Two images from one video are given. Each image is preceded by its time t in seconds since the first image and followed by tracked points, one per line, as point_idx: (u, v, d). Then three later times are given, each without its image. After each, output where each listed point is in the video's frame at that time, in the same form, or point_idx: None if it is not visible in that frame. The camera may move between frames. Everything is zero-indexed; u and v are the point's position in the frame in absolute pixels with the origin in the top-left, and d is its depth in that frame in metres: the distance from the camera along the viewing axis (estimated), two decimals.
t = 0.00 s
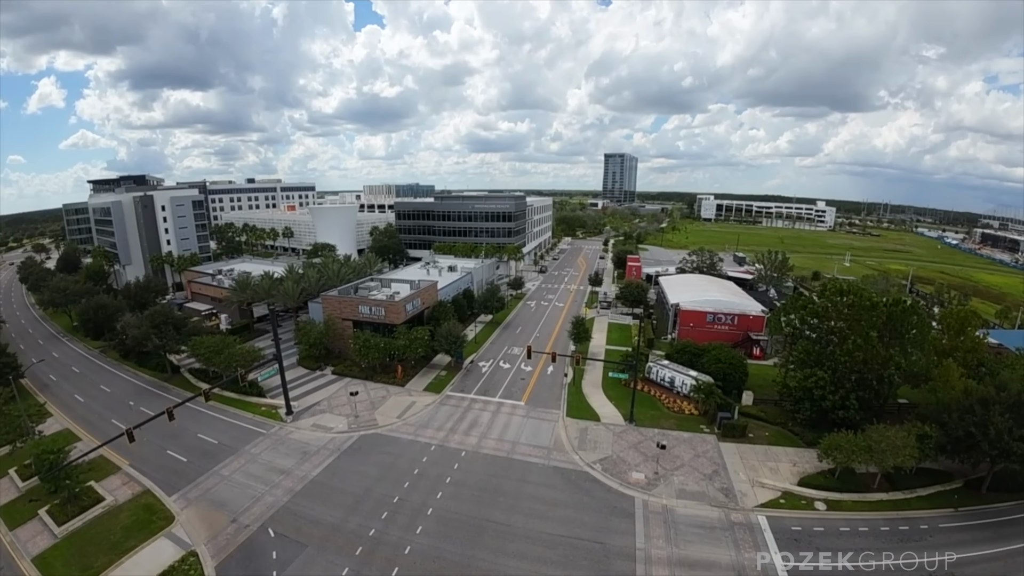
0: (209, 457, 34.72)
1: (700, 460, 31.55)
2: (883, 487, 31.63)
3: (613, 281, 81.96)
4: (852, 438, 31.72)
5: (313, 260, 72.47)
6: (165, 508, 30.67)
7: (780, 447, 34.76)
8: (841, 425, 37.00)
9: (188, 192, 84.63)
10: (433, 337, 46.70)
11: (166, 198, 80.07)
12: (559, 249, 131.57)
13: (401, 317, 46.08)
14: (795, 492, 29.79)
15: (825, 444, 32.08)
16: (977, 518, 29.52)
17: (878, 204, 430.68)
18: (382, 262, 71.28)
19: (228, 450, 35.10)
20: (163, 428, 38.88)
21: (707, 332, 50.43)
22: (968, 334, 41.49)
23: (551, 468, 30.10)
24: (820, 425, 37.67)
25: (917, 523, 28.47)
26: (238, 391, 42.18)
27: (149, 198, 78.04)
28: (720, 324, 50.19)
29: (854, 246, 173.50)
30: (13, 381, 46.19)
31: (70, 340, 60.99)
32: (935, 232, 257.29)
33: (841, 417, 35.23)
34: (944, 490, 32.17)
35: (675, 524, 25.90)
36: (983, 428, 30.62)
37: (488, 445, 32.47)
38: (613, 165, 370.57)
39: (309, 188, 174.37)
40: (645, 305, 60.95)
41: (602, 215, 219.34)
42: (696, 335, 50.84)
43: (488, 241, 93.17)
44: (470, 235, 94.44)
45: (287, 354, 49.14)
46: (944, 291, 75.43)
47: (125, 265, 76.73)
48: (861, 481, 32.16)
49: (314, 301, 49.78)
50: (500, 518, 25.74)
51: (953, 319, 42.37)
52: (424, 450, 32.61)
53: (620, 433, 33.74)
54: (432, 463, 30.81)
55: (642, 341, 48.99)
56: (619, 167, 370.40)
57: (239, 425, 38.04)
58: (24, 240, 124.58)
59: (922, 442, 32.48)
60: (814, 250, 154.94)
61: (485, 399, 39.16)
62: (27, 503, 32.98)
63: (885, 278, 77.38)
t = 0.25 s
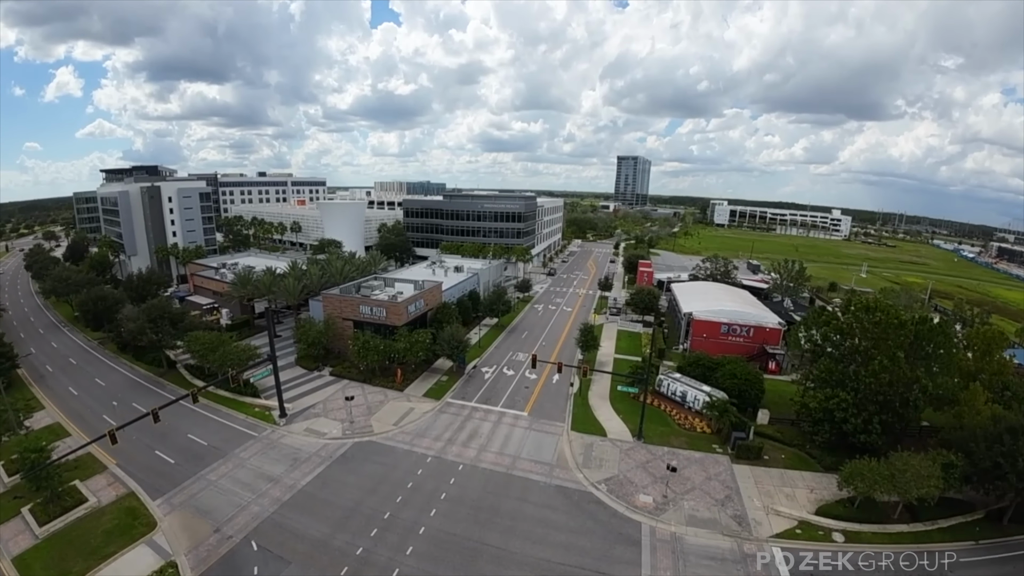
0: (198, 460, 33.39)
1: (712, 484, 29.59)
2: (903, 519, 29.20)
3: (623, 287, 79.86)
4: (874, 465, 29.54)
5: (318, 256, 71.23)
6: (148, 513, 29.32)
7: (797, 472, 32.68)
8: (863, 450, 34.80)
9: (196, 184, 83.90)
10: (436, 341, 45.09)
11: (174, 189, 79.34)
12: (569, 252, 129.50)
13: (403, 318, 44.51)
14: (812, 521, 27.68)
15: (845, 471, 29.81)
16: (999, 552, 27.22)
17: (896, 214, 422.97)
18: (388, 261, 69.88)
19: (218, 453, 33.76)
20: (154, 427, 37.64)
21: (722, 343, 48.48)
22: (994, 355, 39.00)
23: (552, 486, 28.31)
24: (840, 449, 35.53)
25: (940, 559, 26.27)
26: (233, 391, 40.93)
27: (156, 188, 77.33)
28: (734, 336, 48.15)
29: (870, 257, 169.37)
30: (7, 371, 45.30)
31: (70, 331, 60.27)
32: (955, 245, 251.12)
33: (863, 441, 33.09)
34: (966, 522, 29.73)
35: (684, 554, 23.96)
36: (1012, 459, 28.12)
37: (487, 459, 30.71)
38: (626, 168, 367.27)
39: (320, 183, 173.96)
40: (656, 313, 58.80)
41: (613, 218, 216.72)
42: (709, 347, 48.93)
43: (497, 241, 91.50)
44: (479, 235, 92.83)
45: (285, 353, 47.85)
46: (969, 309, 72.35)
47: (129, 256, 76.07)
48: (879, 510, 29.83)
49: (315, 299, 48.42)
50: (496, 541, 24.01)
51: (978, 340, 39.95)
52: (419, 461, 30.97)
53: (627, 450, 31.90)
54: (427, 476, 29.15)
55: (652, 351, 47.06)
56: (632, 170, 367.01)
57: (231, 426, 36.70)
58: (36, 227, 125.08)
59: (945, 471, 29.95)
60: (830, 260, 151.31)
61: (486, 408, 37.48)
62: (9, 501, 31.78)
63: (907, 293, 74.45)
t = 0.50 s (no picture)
0: (186, 461, 32.08)
1: (724, 511, 27.60)
2: (926, 553, 26.75)
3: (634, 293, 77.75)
4: (897, 495, 27.12)
5: (324, 251, 70.08)
6: (130, 516, 27.94)
7: (815, 499, 30.58)
8: (885, 479, 32.56)
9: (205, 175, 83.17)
10: (438, 344, 43.49)
11: (182, 180, 78.59)
12: (579, 255, 127.46)
13: (405, 320, 42.93)
14: (830, 555, 25.51)
15: (867, 503, 27.41)
16: None
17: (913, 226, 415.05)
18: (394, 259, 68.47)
19: (206, 455, 32.45)
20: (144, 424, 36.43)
21: (736, 357, 46.45)
22: None
23: (553, 507, 26.53)
24: (860, 476, 33.40)
25: None
26: (227, 390, 39.65)
27: (164, 179, 76.59)
28: (750, 349, 46.06)
29: (887, 269, 165.17)
30: (3, 360, 44.50)
31: (71, 320, 59.64)
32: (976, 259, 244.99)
33: (885, 469, 30.88)
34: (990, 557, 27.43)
35: None
36: None
37: (485, 474, 29.01)
38: (640, 171, 363.83)
39: (332, 177, 173.51)
40: (668, 321, 56.69)
41: (625, 220, 214.15)
42: (723, 359, 46.93)
43: (506, 242, 89.78)
44: (488, 235, 91.26)
45: (284, 352, 46.59)
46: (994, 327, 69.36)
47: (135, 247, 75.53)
48: (900, 542, 27.40)
49: (316, 297, 47.04)
50: (489, 567, 22.23)
51: (1007, 362, 37.54)
52: (413, 473, 29.31)
53: (634, 471, 30.01)
54: (421, 491, 27.51)
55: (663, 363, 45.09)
56: (645, 173, 363.47)
57: (223, 427, 35.39)
58: (49, 214, 125.68)
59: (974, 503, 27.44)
60: (847, 271, 147.65)
61: (487, 418, 35.77)
62: None
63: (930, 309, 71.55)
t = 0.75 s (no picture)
0: (174, 465, 30.71)
1: (739, 539, 25.58)
2: None
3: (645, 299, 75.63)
4: (921, 526, 24.04)
5: (329, 248, 68.81)
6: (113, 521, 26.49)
7: (836, 527, 28.46)
8: (909, 508, 30.32)
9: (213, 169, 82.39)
10: (440, 348, 41.86)
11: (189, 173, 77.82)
12: (589, 257, 125.36)
13: (407, 322, 41.35)
14: None
15: (893, 535, 24.33)
16: None
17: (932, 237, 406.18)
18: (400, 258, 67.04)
19: (195, 459, 31.08)
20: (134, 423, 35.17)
21: (751, 370, 44.29)
22: None
23: (555, 529, 24.72)
24: (881, 502, 31.22)
25: None
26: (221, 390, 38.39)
27: (172, 171, 75.81)
28: (767, 363, 43.84)
29: (904, 280, 160.90)
30: None
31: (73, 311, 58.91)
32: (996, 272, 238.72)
33: (909, 498, 28.77)
34: None
35: None
36: None
37: (485, 491, 27.29)
38: (653, 174, 360.14)
39: (343, 173, 172.91)
40: (680, 330, 54.55)
41: (637, 223, 211.40)
42: (738, 372, 44.82)
43: (515, 243, 88.02)
44: (497, 235, 89.58)
45: (283, 351, 45.35)
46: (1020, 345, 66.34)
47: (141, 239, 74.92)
48: None
49: (317, 295, 45.62)
50: None
51: None
52: (406, 487, 27.61)
53: (642, 492, 28.13)
54: (415, 507, 25.85)
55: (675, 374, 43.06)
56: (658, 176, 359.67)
57: (214, 429, 34.06)
58: (61, 203, 126.16)
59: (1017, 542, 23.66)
60: (863, 281, 143.89)
61: (488, 428, 34.06)
62: None
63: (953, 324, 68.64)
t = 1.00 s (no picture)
0: (161, 471, 29.33)
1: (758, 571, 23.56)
2: None
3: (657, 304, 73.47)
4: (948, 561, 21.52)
5: (335, 246, 67.57)
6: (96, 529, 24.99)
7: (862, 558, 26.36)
8: (937, 538, 28.01)
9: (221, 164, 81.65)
10: (443, 353, 40.22)
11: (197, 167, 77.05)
12: (599, 260, 123.17)
13: (409, 325, 39.74)
14: None
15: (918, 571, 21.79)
16: None
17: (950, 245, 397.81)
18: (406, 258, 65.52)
19: (184, 465, 29.69)
20: (124, 425, 33.90)
21: (770, 383, 42.08)
22: None
23: (559, 556, 22.91)
24: (905, 530, 28.86)
25: None
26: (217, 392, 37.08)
27: (179, 165, 75.05)
28: (786, 376, 41.59)
29: (920, 289, 156.73)
30: None
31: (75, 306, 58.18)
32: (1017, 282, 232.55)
33: (936, 527, 26.38)
34: None
35: None
36: None
37: (485, 510, 25.58)
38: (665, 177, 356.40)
39: (353, 171, 172.23)
40: (694, 338, 52.41)
41: (648, 226, 208.59)
42: (755, 385, 42.62)
43: (524, 244, 86.26)
44: (506, 236, 87.89)
45: (282, 352, 43.97)
46: None
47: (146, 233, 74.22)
48: None
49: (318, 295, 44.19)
50: None
51: None
52: (400, 504, 25.92)
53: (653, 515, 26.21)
54: (410, 527, 24.18)
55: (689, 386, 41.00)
56: (670, 179, 355.83)
57: (206, 434, 32.69)
58: (73, 196, 126.57)
59: None
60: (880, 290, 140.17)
61: (491, 440, 32.34)
62: None
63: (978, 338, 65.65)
